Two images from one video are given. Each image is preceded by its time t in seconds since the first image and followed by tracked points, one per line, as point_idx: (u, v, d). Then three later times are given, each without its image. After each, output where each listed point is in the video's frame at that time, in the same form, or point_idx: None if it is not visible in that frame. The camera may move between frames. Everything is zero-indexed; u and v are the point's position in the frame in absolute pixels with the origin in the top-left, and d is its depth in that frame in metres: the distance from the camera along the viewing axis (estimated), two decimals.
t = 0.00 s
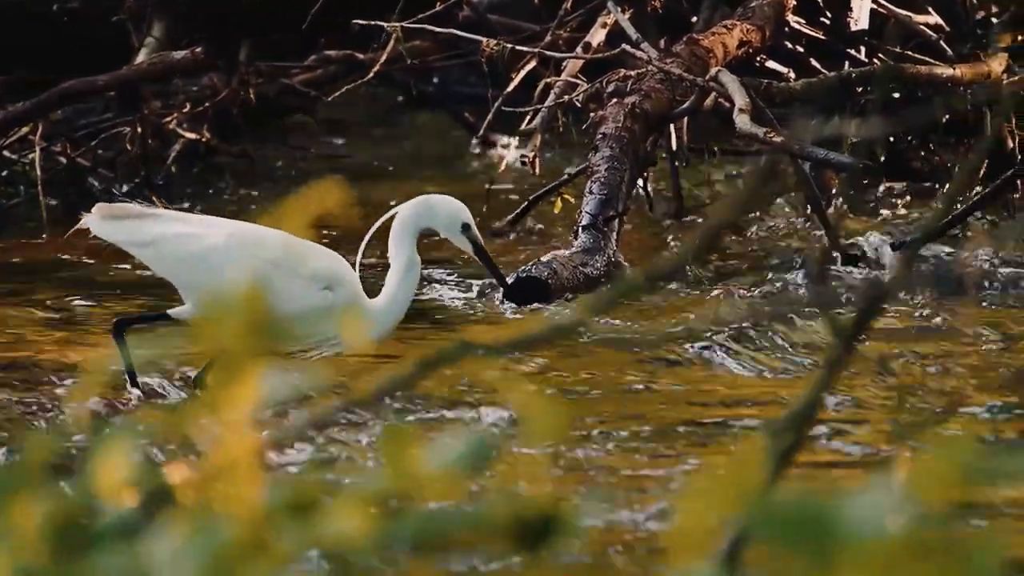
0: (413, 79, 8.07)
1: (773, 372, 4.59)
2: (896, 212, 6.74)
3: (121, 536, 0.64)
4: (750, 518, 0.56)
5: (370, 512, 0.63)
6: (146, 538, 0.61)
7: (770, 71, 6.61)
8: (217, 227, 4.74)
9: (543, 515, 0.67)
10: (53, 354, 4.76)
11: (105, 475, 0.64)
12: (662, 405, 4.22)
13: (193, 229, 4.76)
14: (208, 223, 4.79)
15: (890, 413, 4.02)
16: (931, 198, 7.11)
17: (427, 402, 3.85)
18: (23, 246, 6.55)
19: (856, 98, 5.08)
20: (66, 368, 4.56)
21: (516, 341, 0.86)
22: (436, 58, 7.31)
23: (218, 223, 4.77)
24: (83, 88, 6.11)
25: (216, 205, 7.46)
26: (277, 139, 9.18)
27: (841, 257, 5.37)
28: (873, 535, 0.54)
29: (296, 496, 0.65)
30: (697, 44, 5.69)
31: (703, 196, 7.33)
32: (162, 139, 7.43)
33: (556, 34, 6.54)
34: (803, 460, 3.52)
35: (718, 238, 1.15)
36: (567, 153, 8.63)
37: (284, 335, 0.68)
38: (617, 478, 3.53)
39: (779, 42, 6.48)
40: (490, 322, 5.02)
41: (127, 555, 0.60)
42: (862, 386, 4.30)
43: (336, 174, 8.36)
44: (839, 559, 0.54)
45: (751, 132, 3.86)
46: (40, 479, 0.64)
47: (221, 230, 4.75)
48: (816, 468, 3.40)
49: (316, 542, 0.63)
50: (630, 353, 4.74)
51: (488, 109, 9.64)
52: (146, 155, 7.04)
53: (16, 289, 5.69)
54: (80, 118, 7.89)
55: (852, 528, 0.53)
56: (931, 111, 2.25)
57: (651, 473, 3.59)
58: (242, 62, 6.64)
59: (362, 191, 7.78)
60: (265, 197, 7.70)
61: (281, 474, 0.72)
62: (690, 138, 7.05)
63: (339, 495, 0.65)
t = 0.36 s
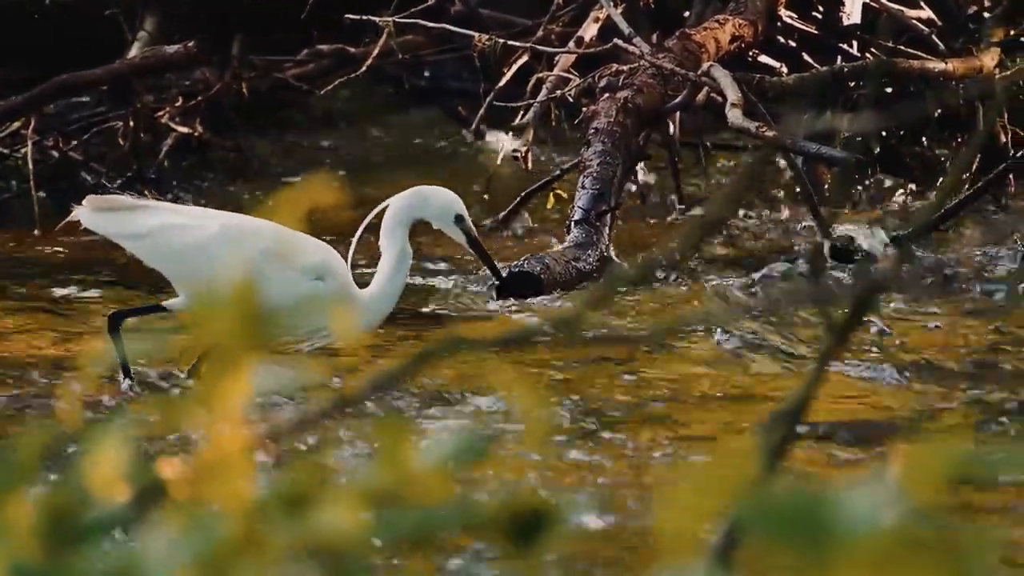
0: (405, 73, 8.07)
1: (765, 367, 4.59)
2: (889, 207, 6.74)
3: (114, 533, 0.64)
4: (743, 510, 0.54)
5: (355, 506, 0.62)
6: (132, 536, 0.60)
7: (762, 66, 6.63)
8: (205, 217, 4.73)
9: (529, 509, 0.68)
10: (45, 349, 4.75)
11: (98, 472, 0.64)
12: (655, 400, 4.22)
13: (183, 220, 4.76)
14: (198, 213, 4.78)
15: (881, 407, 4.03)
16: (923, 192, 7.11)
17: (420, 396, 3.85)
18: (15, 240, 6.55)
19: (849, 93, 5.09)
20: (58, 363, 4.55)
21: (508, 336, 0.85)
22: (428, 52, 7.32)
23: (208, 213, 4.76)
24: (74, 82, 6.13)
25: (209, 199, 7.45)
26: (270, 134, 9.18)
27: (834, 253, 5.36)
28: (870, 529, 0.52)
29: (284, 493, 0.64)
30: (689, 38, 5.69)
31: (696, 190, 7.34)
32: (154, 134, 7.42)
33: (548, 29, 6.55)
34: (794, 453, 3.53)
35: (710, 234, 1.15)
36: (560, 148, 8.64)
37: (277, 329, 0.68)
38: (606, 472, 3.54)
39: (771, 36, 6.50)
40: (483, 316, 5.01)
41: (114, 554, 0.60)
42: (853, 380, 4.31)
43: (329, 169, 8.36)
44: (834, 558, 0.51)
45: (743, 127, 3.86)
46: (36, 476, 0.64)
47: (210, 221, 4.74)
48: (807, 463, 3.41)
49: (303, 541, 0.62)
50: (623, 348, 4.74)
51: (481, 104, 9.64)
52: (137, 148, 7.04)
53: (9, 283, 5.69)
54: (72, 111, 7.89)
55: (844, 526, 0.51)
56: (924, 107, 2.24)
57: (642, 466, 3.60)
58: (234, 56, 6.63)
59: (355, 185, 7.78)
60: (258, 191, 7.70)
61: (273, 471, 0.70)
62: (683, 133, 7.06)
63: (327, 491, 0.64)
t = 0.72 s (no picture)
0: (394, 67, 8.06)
1: (756, 360, 4.59)
2: (878, 201, 6.76)
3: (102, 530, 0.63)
4: (733, 502, 0.55)
5: (352, 502, 0.63)
6: (127, 530, 0.60)
7: (752, 60, 6.63)
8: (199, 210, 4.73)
9: (517, 507, 0.66)
10: (34, 344, 4.73)
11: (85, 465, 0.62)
12: (644, 393, 4.22)
13: (177, 212, 4.76)
14: (192, 208, 4.78)
15: (871, 400, 4.04)
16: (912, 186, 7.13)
17: (410, 390, 3.85)
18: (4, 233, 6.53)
19: (838, 86, 5.09)
20: (48, 357, 4.53)
21: (497, 329, 0.86)
22: (418, 46, 7.32)
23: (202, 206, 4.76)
24: (63, 75, 6.12)
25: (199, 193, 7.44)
26: (259, 128, 9.17)
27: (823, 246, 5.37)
28: (860, 521, 0.53)
29: (278, 484, 0.64)
30: (678, 31, 5.67)
31: (686, 183, 7.35)
32: (144, 127, 7.41)
33: (537, 22, 6.55)
34: (786, 447, 3.53)
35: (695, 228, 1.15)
36: (548, 142, 8.64)
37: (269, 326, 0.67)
38: (597, 466, 3.54)
39: (761, 30, 6.50)
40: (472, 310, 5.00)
41: (102, 545, 0.60)
42: (843, 373, 4.32)
43: (318, 162, 8.35)
44: (824, 553, 0.52)
45: (733, 121, 3.86)
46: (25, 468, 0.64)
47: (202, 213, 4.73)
48: (797, 456, 3.42)
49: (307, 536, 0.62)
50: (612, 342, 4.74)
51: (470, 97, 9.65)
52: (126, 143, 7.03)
53: None
54: (61, 105, 7.87)
55: (840, 520, 0.52)
56: (908, 100, 2.25)
57: (634, 460, 3.59)
58: (224, 50, 6.63)
59: (345, 179, 7.77)
60: (247, 185, 7.69)
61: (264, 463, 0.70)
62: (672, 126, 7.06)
63: (321, 486, 0.64)
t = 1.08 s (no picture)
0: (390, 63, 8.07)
1: (751, 355, 4.60)
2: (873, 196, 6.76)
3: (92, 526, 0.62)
4: (733, 498, 0.53)
5: (348, 493, 0.62)
6: (125, 520, 0.59)
7: (747, 56, 6.64)
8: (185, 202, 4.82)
9: (511, 500, 0.66)
10: (28, 338, 4.73)
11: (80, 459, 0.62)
12: (639, 388, 4.23)
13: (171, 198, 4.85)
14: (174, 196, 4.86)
15: (865, 396, 4.05)
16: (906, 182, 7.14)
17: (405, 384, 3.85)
18: None
19: (833, 82, 5.11)
20: (43, 351, 4.53)
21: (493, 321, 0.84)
22: (413, 42, 7.33)
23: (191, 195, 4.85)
24: (59, 71, 6.12)
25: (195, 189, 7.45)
26: (254, 123, 9.17)
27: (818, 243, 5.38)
28: (854, 514, 0.49)
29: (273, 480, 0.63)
30: (673, 27, 5.67)
31: (680, 179, 7.35)
32: (140, 123, 7.41)
33: (532, 18, 6.56)
34: (781, 443, 3.53)
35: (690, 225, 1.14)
36: (543, 139, 8.65)
37: (261, 322, 0.65)
38: (593, 462, 3.55)
39: (756, 26, 6.51)
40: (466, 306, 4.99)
41: (95, 540, 0.58)
42: (838, 368, 4.32)
43: (313, 158, 8.35)
44: (821, 550, 0.49)
45: (728, 116, 3.87)
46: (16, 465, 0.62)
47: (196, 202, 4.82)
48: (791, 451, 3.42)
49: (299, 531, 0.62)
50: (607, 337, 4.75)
51: (465, 93, 9.66)
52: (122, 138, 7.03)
53: None
54: (56, 101, 7.87)
55: (830, 511, 0.49)
56: (905, 98, 2.25)
57: (630, 455, 3.60)
58: (219, 45, 6.73)
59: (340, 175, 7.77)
60: (242, 181, 7.69)
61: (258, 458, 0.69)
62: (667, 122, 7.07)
63: (314, 479, 0.63)
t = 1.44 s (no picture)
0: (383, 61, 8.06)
1: (745, 353, 4.60)
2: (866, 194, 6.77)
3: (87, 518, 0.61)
4: (726, 499, 0.53)
5: (343, 494, 0.62)
6: (120, 516, 0.59)
7: (741, 53, 6.63)
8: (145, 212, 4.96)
9: (505, 499, 0.66)
10: (22, 336, 4.73)
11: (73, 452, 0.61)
12: (633, 386, 4.23)
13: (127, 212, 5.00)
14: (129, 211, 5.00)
15: (859, 394, 4.05)
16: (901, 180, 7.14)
17: (398, 382, 3.85)
18: None
19: (828, 80, 5.10)
20: (38, 350, 4.53)
21: (490, 322, 0.84)
22: (407, 39, 7.32)
23: (152, 204, 5.01)
24: (51, 69, 6.11)
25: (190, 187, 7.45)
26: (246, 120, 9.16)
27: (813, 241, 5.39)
28: (848, 514, 0.49)
29: (268, 476, 0.62)
30: (668, 25, 5.68)
31: (674, 175, 7.36)
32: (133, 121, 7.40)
33: (526, 15, 6.56)
34: (776, 441, 3.53)
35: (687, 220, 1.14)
36: (539, 136, 8.66)
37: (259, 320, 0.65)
38: (587, 460, 3.54)
39: (750, 23, 6.50)
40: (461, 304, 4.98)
41: (89, 537, 0.58)
42: (831, 366, 4.32)
43: (308, 156, 8.35)
44: (816, 546, 0.49)
45: (723, 114, 3.87)
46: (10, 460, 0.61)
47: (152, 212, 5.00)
48: (786, 450, 3.42)
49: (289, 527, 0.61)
50: (602, 335, 4.75)
51: (458, 90, 9.66)
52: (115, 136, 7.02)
53: None
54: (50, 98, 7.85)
55: (825, 511, 0.48)
56: (901, 92, 2.25)
57: (624, 453, 3.60)
58: (213, 44, 6.71)
59: (333, 172, 7.77)
60: (236, 179, 7.68)
61: (252, 457, 0.68)
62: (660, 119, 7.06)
63: (309, 476, 0.63)
